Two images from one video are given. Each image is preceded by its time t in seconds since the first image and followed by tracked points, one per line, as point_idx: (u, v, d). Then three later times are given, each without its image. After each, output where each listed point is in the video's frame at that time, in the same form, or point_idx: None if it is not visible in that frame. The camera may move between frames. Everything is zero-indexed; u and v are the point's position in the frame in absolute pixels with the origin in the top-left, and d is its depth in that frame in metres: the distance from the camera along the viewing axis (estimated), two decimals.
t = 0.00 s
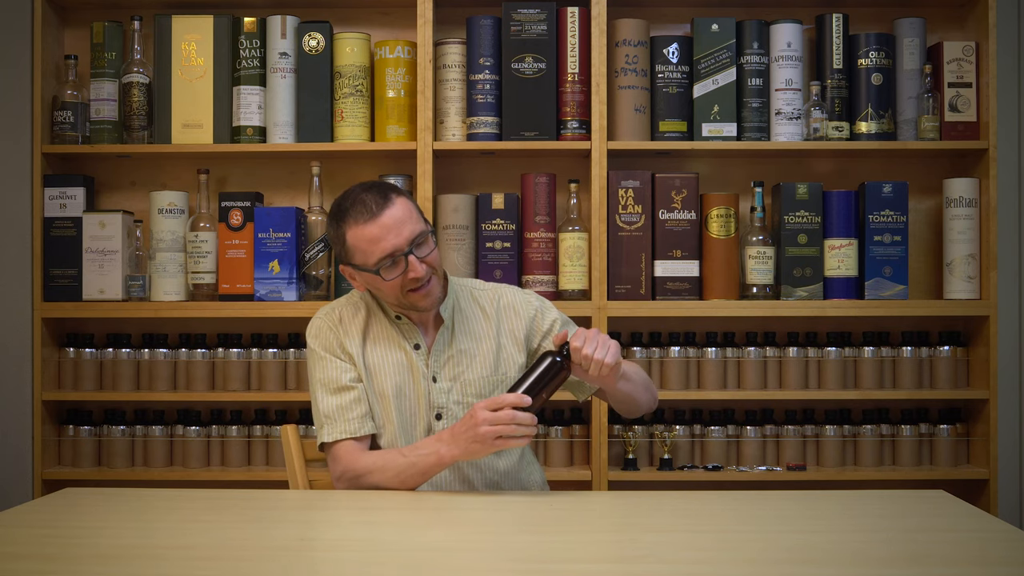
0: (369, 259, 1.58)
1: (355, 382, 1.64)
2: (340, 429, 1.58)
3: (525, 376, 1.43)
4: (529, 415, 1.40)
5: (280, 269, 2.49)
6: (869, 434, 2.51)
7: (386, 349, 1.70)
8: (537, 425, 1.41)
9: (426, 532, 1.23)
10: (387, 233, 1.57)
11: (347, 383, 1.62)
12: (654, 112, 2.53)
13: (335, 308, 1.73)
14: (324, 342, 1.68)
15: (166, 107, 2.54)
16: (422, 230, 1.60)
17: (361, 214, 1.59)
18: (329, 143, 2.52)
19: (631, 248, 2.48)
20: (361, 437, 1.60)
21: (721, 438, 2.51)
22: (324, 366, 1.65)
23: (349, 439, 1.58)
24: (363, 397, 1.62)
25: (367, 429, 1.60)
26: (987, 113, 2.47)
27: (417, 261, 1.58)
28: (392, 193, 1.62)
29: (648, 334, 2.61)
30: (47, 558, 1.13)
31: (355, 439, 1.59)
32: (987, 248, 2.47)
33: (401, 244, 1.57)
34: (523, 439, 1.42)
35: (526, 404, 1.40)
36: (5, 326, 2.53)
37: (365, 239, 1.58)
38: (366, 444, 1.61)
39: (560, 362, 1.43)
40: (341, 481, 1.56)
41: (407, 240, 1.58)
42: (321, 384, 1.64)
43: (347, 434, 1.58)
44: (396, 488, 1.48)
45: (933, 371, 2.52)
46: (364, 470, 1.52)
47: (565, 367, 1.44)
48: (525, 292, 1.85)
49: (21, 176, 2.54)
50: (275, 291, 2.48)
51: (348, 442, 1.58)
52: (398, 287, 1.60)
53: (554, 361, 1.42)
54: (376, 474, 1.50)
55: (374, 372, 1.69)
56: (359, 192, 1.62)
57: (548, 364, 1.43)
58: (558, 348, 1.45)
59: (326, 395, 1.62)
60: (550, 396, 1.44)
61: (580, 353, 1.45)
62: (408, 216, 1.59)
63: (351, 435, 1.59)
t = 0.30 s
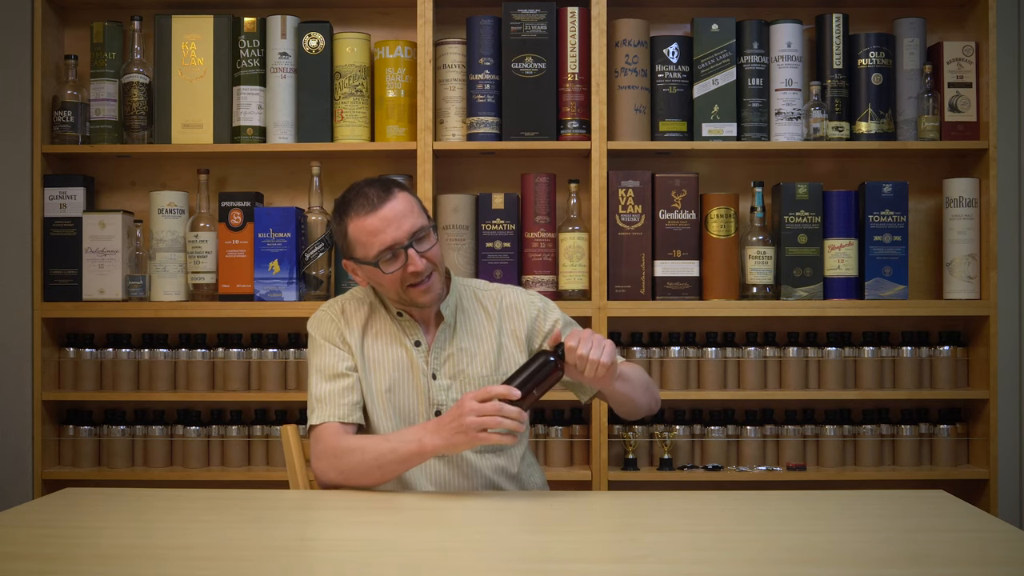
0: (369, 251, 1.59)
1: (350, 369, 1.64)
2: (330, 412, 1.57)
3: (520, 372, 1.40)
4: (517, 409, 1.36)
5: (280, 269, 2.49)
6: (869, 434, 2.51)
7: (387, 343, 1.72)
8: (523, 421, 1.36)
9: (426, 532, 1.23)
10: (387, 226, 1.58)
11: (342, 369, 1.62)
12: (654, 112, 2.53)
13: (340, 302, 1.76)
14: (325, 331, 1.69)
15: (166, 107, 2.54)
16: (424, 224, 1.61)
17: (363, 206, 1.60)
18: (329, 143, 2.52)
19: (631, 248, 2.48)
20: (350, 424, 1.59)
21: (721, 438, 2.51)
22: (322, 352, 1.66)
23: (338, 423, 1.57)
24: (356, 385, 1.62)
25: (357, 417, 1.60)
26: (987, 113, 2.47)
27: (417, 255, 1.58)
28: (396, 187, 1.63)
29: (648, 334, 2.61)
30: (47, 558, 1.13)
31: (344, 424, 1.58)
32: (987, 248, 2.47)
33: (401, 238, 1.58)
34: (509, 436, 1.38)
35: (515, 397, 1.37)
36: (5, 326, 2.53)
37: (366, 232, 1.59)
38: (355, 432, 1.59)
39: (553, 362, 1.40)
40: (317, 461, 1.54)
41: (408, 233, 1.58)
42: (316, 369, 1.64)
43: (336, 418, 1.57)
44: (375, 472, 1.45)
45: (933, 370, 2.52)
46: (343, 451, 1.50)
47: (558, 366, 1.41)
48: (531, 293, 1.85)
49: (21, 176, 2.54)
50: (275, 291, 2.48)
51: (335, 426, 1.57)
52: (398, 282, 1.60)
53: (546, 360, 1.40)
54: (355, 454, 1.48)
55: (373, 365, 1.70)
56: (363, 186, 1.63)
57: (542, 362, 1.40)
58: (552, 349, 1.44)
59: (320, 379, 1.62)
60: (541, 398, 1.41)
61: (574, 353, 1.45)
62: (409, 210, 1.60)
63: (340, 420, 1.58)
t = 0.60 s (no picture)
0: (366, 245, 1.60)
1: (347, 369, 1.64)
2: (326, 411, 1.57)
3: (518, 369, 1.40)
4: (515, 403, 1.35)
5: (280, 269, 2.49)
6: (869, 434, 2.51)
7: (385, 344, 1.72)
8: (522, 412, 1.35)
9: (426, 532, 1.23)
10: (385, 220, 1.59)
11: (339, 369, 1.62)
12: (654, 112, 2.53)
13: (338, 304, 1.76)
14: (323, 332, 1.70)
15: (166, 107, 2.54)
16: (421, 220, 1.62)
17: (360, 200, 1.62)
18: (329, 143, 2.52)
19: (631, 248, 2.48)
20: (347, 423, 1.59)
21: (721, 438, 2.51)
22: (318, 352, 1.66)
23: (334, 422, 1.57)
24: (353, 385, 1.62)
25: (353, 417, 1.59)
26: (987, 113, 2.47)
27: (414, 250, 1.59)
28: (394, 183, 1.65)
29: (648, 334, 2.61)
30: (46, 558, 1.13)
31: (340, 423, 1.57)
32: (987, 248, 2.47)
33: (398, 232, 1.59)
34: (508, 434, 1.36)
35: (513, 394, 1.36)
36: (4, 326, 2.53)
37: (364, 226, 1.60)
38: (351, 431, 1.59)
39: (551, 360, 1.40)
40: (313, 458, 1.53)
41: (405, 228, 1.60)
42: (312, 368, 1.64)
43: (332, 417, 1.57)
44: (372, 471, 1.45)
45: (933, 370, 2.52)
46: (338, 448, 1.49)
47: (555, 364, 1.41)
48: (529, 293, 1.84)
49: (21, 176, 2.54)
50: (275, 292, 2.48)
51: (331, 424, 1.56)
52: (394, 277, 1.61)
53: (544, 357, 1.40)
54: (350, 451, 1.48)
55: (371, 365, 1.70)
56: (362, 181, 1.65)
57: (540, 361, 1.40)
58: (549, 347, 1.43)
59: (317, 379, 1.62)
60: (535, 395, 1.40)
61: (574, 352, 1.44)
62: (408, 205, 1.61)
63: (337, 419, 1.58)
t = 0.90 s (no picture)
0: (360, 243, 1.61)
1: (344, 370, 1.64)
2: (324, 412, 1.57)
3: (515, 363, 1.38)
4: (508, 397, 1.34)
5: (280, 269, 2.49)
6: (869, 434, 2.51)
7: (381, 345, 1.71)
8: (516, 407, 1.33)
9: (426, 532, 1.23)
10: (379, 217, 1.60)
11: (337, 370, 1.62)
12: (654, 112, 2.53)
13: (334, 306, 1.77)
14: (320, 334, 1.70)
15: (167, 107, 2.54)
16: (416, 218, 1.62)
17: (355, 198, 1.62)
18: (329, 143, 2.52)
19: (631, 248, 2.48)
20: (345, 424, 1.58)
21: (721, 438, 2.51)
22: (315, 354, 1.66)
23: (332, 423, 1.57)
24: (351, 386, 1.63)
25: (352, 417, 1.59)
26: (987, 113, 2.47)
27: (408, 247, 1.59)
28: (391, 182, 1.65)
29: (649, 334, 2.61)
30: (46, 558, 1.13)
31: (338, 424, 1.57)
32: (987, 248, 2.47)
33: (392, 229, 1.59)
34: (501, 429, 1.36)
35: (504, 386, 1.34)
36: (4, 326, 2.53)
37: (358, 223, 1.61)
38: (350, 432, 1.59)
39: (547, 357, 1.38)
40: (312, 459, 1.53)
41: (399, 225, 1.60)
42: (309, 370, 1.64)
43: (330, 418, 1.57)
44: (371, 471, 1.45)
45: (933, 370, 2.52)
46: (337, 449, 1.50)
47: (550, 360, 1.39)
48: (526, 292, 1.85)
49: (21, 176, 2.54)
50: (275, 292, 2.48)
51: (329, 425, 1.56)
52: (388, 275, 1.61)
53: (540, 353, 1.37)
54: (348, 451, 1.48)
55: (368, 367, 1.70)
56: (359, 179, 1.66)
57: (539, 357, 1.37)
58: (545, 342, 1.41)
59: (314, 381, 1.62)
60: (531, 391, 1.38)
61: (569, 348, 1.44)
62: (403, 203, 1.62)
63: (335, 420, 1.58)
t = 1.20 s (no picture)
0: (354, 239, 1.61)
1: (344, 370, 1.64)
2: (324, 411, 1.57)
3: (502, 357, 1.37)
4: (500, 390, 1.33)
5: (280, 269, 2.49)
6: (869, 434, 2.51)
7: (381, 345, 1.71)
8: (510, 400, 1.32)
9: (426, 532, 1.23)
10: (372, 213, 1.60)
11: (337, 370, 1.63)
12: (654, 112, 2.53)
13: (333, 306, 1.77)
14: (319, 334, 1.70)
15: (167, 107, 2.54)
16: (409, 214, 1.62)
17: (349, 196, 1.63)
18: (329, 143, 2.52)
19: (631, 248, 2.48)
20: (344, 423, 1.59)
21: (721, 438, 2.51)
22: (314, 354, 1.66)
23: (332, 422, 1.57)
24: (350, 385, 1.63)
25: (351, 416, 1.59)
26: (987, 113, 2.47)
27: (401, 243, 1.59)
28: (385, 180, 1.66)
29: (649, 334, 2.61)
30: (47, 558, 1.13)
31: (337, 423, 1.57)
32: (987, 248, 2.47)
33: (385, 225, 1.59)
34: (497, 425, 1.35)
35: (497, 381, 1.33)
36: (4, 326, 2.53)
37: (352, 221, 1.61)
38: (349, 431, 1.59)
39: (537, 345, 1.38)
40: (311, 458, 1.53)
41: (392, 221, 1.60)
42: (308, 369, 1.64)
43: (330, 417, 1.57)
44: (369, 471, 1.45)
45: (933, 371, 2.52)
46: (336, 448, 1.50)
47: (541, 348, 1.39)
48: (525, 292, 1.85)
49: (20, 176, 2.54)
50: (275, 291, 2.48)
51: (329, 424, 1.56)
52: (382, 271, 1.60)
53: (529, 341, 1.37)
54: (347, 450, 1.48)
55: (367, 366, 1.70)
56: (354, 178, 1.67)
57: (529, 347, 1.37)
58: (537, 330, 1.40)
59: (314, 381, 1.62)
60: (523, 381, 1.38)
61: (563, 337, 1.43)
62: (396, 199, 1.62)
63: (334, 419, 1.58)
